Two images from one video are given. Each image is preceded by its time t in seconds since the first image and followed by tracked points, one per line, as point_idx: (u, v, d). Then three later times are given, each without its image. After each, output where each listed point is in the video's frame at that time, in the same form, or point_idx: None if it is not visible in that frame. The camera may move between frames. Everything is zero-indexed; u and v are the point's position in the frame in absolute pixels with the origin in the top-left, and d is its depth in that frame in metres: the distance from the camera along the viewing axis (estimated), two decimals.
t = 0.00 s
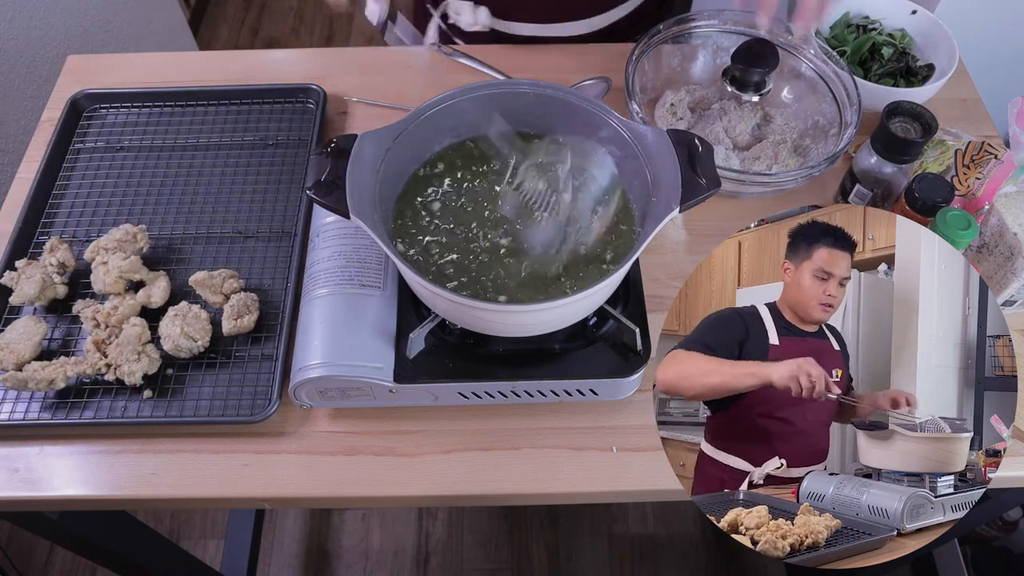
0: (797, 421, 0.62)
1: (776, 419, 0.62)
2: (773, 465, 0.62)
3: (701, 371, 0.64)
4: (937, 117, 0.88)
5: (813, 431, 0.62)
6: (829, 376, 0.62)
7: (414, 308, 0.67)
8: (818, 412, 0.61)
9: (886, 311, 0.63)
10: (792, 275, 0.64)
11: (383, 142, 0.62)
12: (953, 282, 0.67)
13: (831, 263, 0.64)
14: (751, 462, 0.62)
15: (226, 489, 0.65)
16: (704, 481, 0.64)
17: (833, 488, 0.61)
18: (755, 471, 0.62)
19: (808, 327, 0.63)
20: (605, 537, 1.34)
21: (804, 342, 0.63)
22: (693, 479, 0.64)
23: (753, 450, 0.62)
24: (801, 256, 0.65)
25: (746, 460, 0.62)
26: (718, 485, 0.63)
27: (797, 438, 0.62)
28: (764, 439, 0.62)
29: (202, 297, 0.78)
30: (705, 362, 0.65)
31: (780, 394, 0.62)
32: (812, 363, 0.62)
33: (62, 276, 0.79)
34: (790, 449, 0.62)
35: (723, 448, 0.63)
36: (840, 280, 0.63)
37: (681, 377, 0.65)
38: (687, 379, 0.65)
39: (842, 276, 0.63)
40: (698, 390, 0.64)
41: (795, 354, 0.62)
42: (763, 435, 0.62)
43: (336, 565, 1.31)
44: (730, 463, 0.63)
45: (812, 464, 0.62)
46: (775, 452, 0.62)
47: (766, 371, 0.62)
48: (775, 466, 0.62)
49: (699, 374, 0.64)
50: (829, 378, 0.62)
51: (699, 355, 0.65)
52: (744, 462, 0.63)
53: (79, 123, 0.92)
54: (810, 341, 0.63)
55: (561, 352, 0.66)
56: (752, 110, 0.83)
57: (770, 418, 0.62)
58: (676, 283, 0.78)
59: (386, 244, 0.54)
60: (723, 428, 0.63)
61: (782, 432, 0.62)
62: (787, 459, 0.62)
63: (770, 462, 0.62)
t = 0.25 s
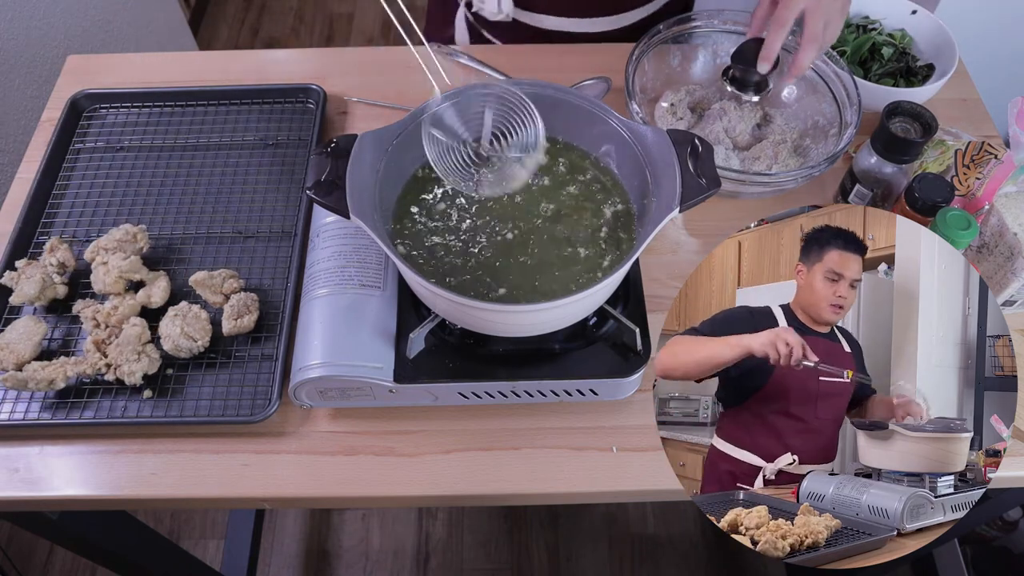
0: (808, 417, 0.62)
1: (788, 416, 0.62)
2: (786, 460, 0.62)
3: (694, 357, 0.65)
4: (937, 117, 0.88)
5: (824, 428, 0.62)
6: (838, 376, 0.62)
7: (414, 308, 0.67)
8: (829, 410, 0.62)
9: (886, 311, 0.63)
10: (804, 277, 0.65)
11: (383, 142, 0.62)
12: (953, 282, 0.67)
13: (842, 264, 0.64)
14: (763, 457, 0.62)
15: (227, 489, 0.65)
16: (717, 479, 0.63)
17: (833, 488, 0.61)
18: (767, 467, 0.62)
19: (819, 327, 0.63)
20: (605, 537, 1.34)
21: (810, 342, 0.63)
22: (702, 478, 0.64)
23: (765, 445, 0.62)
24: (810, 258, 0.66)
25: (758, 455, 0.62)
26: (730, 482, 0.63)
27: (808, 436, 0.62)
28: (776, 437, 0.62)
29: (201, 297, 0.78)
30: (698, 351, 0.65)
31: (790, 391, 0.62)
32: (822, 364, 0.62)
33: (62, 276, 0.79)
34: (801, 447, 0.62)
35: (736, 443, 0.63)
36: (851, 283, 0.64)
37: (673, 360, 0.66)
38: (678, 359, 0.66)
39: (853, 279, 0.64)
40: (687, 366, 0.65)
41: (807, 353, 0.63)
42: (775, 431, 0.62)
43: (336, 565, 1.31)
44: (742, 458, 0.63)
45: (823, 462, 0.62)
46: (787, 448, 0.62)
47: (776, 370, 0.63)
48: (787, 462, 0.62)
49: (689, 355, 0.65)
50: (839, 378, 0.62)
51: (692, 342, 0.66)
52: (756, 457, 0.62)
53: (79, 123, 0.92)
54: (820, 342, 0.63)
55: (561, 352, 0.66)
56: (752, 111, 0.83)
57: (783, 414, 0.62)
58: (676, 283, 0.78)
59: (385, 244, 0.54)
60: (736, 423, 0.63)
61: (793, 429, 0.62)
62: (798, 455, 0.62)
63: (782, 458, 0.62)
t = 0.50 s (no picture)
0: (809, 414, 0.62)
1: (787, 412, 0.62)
2: (783, 454, 0.62)
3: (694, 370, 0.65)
4: (937, 117, 0.87)
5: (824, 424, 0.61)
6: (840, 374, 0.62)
7: (414, 308, 0.67)
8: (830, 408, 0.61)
9: (886, 311, 0.63)
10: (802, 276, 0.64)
11: (383, 142, 0.62)
12: (953, 282, 0.67)
13: (838, 262, 0.64)
14: (761, 451, 0.62)
15: (227, 489, 0.65)
16: (718, 477, 0.63)
17: (833, 489, 0.61)
18: (764, 461, 0.62)
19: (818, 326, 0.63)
20: (604, 537, 1.34)
21: (811, 340, 0.63)
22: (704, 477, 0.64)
23: (763, 440, 0.62)
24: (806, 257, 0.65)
25: (756, 449, 0.62)
26: (729, 477, 0.63)
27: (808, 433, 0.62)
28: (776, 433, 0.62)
29: (202, 297, 0.78)
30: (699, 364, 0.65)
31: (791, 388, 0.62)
32: (824, 361, 0.62)
33: (62, 276, 0.79)
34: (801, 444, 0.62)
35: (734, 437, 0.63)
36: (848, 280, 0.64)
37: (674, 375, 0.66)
38: (680, 377, 0.65)
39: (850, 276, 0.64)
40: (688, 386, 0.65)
41: (808, 351, 0.63)
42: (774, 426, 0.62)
43: (336, 565, 1.31)
44: (740, 452, 0.63)
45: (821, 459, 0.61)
46: (786, 443, 0.62)
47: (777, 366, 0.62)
48: (785, 456, 0.62)
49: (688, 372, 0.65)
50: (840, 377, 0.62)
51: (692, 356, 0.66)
52: (754, 451, 0.62)
53: (79, 123, 0.92)
54: (821, 340, 0.63)
55: (561, 352, 0.66)
56: (751, 111, 0.83)
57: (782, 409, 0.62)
58: (676, 283, 0.78)
59: (386, 244, 0.54)
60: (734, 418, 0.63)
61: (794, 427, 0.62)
62: (797, 451, 0.62)
63: (780, 451, 0.62)
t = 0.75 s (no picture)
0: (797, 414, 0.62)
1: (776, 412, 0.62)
2: (773, 453, 0.62)
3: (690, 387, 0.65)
4: (937, 117, 0.87)
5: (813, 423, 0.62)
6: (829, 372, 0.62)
7: (414, 308, 0.67)
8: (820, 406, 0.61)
9: (886, 311, 0.63)
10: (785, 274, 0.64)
11: (383, 142, 0.62)
12: (953, 282, 0.67)
13: (820, 260, 0.64)
14: (751, 451, 0.62)
15: (226, 489, 0.65)
16: (718, 477, 0.63)
17: (833, 489, 0.61)
18: (754, 460, 0.62)
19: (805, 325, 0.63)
20: (604, 537, 1.34)
21: (801, 339, 0.63)
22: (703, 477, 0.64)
23: (752, 440, 0.62)
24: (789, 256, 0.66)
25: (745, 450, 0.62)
26: (720, 477, 0.63)
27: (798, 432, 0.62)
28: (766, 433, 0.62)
29: (202, 297, 0.78)
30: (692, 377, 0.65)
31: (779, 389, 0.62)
32: (812, 360, 0.63)
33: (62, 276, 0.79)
34: (792, 442, 0.62)
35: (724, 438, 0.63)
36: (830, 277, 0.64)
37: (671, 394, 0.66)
38: (677, 397, 0.65)
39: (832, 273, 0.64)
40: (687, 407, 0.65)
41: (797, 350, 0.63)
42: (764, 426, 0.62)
43: (336, 565, 1.31)
44: (731, 453, 0.62)
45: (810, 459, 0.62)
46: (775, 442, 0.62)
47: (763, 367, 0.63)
48: (775, 455, 0.62)
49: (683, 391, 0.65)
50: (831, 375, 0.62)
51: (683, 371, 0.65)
52: (744, 451, 0.62)
53: (78, 122, 0.91)
54: (808, 339, 0.63)
55: (561, 352, 0.66)
56: (749, 111, 0.84)
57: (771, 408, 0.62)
58: (676, 283, 0.78)
59: (386, 244, 0.54)
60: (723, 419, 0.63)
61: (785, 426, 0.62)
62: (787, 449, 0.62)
63: (769, 451, 0.62)
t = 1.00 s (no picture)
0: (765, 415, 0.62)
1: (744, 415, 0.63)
2: (740, 458, 0.63)
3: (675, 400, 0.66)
4: (937, 117, 0.87)
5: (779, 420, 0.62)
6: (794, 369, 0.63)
7: (414, 308, 0.67)
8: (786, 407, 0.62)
9: (886, 312, 0.63)
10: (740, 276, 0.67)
11: (383, 142, 0.62)
12: (953, 282, 0.67)
13: (775, 260, 0.66)
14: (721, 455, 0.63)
15: (226, 489, 0.65)
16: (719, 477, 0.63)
17: (833, 489, 0.61)
18: (723, 465, 0.63)
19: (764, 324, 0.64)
20: (604, 538, 1.34)
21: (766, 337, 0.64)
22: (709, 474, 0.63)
23: (720, 442, 0.63)
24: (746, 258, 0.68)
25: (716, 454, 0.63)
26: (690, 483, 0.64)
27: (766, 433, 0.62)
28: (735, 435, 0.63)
29: (201, 297, 0.78)
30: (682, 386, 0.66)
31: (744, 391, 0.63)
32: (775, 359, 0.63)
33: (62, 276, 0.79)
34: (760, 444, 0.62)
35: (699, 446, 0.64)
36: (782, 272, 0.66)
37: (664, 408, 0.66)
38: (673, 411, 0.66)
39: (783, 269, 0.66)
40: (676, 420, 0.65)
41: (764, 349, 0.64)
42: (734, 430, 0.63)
43: (336, 565, 1.31)
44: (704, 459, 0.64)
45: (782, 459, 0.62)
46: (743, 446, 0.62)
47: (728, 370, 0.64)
48: (741, 459, 0.63)
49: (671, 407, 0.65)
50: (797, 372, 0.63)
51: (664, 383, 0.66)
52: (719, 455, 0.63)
53: (78, 122, 0.91)
54: (769, 338, 0.64)
55: (561, 352, 0.66)
56: (750, 111, 0.84)
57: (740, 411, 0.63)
58: (676, 283, 0.78)
59: (385, 244, 0.54)
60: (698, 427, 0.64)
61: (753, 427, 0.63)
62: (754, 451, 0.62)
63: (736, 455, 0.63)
